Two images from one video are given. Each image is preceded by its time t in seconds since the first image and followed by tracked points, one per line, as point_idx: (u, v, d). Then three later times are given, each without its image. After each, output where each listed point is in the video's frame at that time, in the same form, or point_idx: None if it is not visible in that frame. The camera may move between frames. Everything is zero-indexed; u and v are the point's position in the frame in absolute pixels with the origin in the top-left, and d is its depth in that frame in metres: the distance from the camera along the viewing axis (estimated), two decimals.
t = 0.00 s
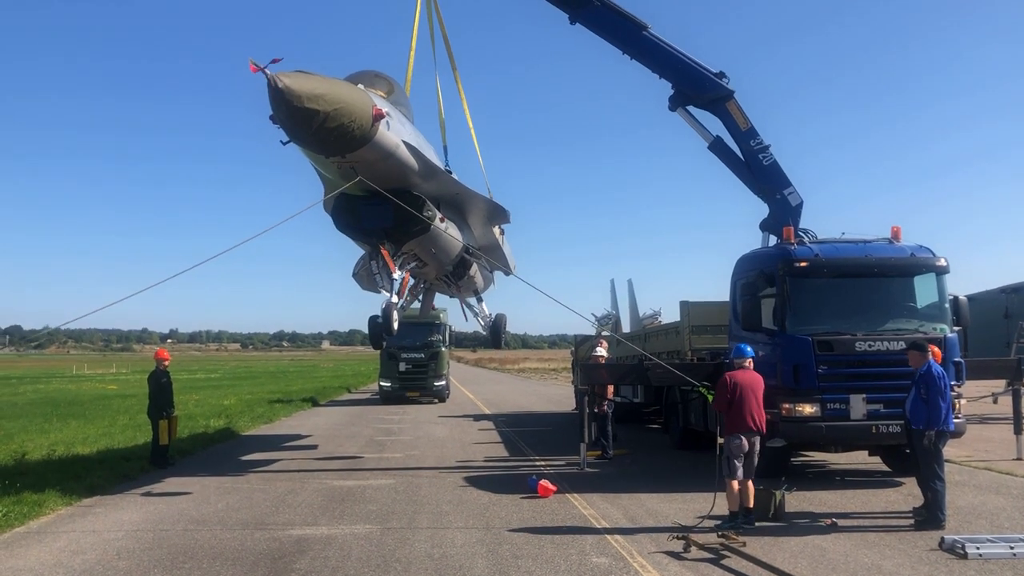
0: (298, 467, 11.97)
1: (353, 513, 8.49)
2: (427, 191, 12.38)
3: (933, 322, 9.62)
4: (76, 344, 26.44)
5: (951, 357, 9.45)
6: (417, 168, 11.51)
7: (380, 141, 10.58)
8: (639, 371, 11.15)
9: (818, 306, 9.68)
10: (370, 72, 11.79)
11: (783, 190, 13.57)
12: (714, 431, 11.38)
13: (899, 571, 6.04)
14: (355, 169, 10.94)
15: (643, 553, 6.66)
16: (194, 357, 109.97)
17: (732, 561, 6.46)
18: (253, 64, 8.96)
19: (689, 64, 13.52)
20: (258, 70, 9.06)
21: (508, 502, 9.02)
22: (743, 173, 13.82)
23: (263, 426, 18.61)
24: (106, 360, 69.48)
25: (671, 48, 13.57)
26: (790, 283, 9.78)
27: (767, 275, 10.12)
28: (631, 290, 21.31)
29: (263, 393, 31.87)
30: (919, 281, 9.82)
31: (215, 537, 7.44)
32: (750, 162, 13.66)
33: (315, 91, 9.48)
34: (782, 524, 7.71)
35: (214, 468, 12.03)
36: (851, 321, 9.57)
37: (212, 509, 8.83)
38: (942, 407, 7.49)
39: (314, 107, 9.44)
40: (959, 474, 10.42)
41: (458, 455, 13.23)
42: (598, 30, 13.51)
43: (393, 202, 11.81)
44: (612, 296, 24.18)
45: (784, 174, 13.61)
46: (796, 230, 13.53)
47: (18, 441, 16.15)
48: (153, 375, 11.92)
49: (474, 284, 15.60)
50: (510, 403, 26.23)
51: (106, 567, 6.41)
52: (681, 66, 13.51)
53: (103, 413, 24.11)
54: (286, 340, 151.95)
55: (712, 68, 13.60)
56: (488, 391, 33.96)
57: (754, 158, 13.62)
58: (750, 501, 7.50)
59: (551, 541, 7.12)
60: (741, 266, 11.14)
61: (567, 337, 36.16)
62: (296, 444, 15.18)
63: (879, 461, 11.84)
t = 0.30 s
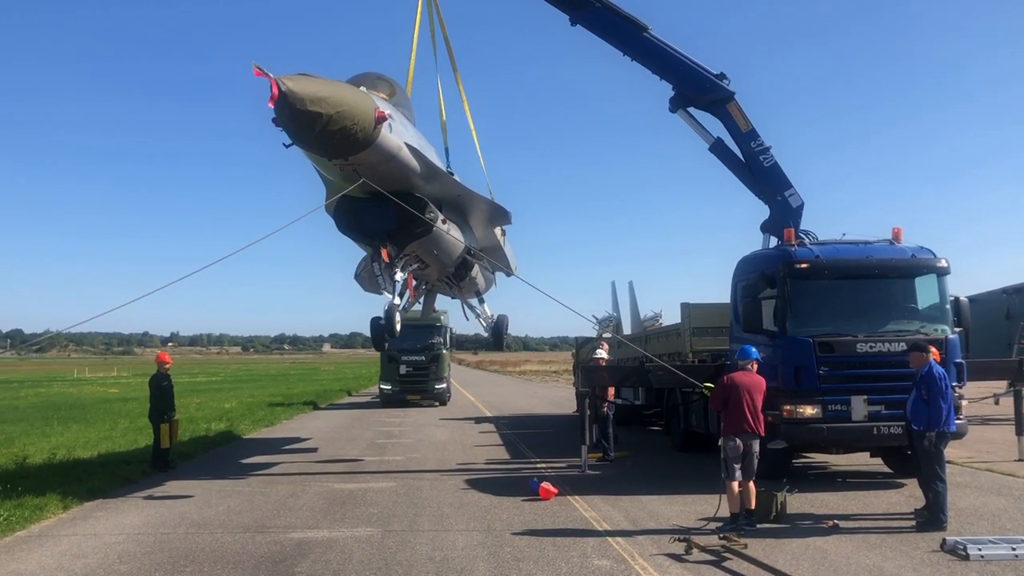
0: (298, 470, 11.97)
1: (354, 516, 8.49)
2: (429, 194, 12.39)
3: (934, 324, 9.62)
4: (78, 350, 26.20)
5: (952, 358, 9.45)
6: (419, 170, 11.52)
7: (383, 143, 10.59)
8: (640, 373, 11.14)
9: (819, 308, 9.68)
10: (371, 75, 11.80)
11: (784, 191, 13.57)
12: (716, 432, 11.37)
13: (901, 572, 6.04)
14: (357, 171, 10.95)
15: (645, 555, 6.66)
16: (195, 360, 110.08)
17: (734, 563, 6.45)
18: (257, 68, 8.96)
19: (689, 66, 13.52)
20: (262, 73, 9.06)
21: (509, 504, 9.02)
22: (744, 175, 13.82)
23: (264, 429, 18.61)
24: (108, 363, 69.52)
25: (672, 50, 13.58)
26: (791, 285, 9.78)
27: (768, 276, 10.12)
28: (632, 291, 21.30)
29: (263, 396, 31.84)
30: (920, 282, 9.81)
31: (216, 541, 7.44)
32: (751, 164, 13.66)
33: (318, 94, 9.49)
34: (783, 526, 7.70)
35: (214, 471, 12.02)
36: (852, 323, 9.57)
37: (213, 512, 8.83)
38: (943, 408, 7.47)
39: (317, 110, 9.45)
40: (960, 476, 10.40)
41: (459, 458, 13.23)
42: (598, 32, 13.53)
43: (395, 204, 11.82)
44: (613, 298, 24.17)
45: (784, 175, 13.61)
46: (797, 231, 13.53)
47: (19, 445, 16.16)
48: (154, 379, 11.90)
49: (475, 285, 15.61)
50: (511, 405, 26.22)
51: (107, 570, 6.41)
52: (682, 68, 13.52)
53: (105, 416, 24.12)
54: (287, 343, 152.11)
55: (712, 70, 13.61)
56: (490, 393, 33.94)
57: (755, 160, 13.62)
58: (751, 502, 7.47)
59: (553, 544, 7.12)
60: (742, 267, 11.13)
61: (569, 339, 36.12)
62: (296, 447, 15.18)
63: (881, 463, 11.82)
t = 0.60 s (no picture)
0: (301, 473, 11.98)
1: (357, 519, 8.49)
2: (433, 195, 12.40)
3: (937, 325, 9.60)
4: (81, 353, 26.41)
5: (955, 359, 9.43)
6: (422, 172, 11.53)
7: (387, 145, 10.60)
8: (643, 375, 11.13)
9: (821, 309, 9.66)
10: (375, 76, 11.81)
11: (786, 193, 13.55)
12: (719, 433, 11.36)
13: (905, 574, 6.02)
14: (361, 173, 10.96)
15: (648, 557, 6.64)
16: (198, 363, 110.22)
17: (738, 565, 6.44)
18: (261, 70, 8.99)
19: (691, 67, 13.52)
20: (266, 75, 9.08)
21: (512, 507, 9.01)
22: (746, 176, 13.82)
23: (267, 432, 18.61)
24: (111, 366, 69.82)
25: (674, 51, 13.58)
26: (793, 286, 9.77)
27: (770, 278, 10.11)
28: (634, 292, 21.29)
29: (265, 399, 31.84)
30: (923, 283, 9.80)
31: (219, 544, 7.44)
32: (753, 165, 13.66)
33: (323, 96, 9.50)
34: (786, 527, 7.70)
35: (217, 474, 12.04)
36: (855, 324, 9.55)
37: (216, 515, 8.84)
38: (945, 409, 7.45)
39: (321, 112, 9.46)
40: (964, 477, 10.37)
41: (462, 460, 13.22)
42: (600, 33, 13.53)
43: (398, 205, 11.83)
44: (615, 300, 24.16)
45: (787, 177, 13.60)
46: (799, 233, 13.52)
47: (23, 448, 16.19)
48: (156, 382, 11.89)
49: (479, 286, 15.61)
50: (513, 407, 26.20)
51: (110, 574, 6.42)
52: (684, 69, 13.51)
53: (108, 420, 24.18)
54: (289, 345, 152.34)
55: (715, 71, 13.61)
56: (493, 395, 33.95)
57: (757, 161, 13.61)
58: (754, 503, 7.48)
59: (556, 546, 7.11)
60: (744, 269, 11.12)
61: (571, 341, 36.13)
62: (298, 449, 15.18)
63: (884, 464, 11.79)
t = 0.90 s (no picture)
0: (303, 476, 11.99)
1: (360, 522, 8.50)
2: (436, 197, 12.41)
3: (939, 326, 9.59)
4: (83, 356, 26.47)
5: (957, 360, 9.42)
6: (425, 173, 11.53)
7: (391, 146, 10.61)
8: (645, 377, 11.12)
9: (823, 310, 9.66)
10: (378, 78, 11.83)
11: (788, 194, 13.55)
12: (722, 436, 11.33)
13: None
14: (365, 174, 10.97)
15: (651, 560, 6.64)
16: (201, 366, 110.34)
17: (741, 568, 6.43)
18: (266, 71, 9.00)
19: (693, 69, 13.52)
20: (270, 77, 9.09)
21: (514, 509, 9.01)
22: (748, 178, 13.81)
23: (270, 435, 18.62)
24: (113, 369, 69.93)
25: (676, 52, 13.58)
26: (795, 288, 9.76)
27: (773, 279, 10.11)
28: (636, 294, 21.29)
29: (267, 402, 31.82)
30: (925, 284, 9.79)
31: (222, 547, 7.44)
32: (755, 167, 13.65)
33: (327, 98, 9.51)
34: (789, 530, 7.70)
35: (220, 477, 12.05)
36: (857, 325, 9.55)
37: (218, 518, 8.84)
38: (948, 411, 7.44)
39: (325, 114, 9.47)
40: (967, 478, 10.36)
41: (465, 462, 13.21)
42: (602, 35, 13.54)
43: (402, 207, 11.84)
44: (616, 302, 24.15)
45: (789, 178, 13.59)
46: (801, 234, 13.51)
47: (26, 452, 16.21)
48: (159, 385, 11.90)
49: (482, 287, 15.61)
50: (516, 409, 26.16)
51: None
52: (686, 71, 13.52)
53: (111, 422, 24.19)
54: (291, 348, 152.53)
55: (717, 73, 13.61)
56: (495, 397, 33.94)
57: (759, 163, 13.61)
58: (757, 506, 7.48)
59: (559, 549, 7.11)
60: (746, 271, 11.12)
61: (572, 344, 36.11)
62: (300, 452, 15.17)
63: (887, 466, 11.78)
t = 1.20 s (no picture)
0: (302, 481, 11.97)
1: (359, 527, 8.49)
2: (436, 199, 12.42)
3: (938, 329, 9.60)
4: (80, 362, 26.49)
5: (956, 363, 9.43)
6: (426, 175, 11.54)
7: (391, 148, 10.62)
8: (644, 381, 11.13)
9: (822, 314, 9.67)
10: (378, 81, 11.85)
11: (786, 198, 13.57)
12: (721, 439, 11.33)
13: None
14: (365, 176, 10.98)
15: (650, 564, 6.64)
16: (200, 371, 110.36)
17: (740, 572, 6.42)
18: (267, 74, 9.00)
19: (692, 72, 13.55)
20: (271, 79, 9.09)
21: (513, 514, 9.01)
22: (747, 181, 13.83)
23: (269, 440, 18.60)
24: (112, 374, 69.95)
25: (675, 56, 13.61)
26: (794, 291, 9.77)
27: (771, 283, 10.11)
28: (635, 298, 21.32)
29: (265, 406, 31.78)
30: (924, 288, 9.80)
31: (221, 552, 7.43)
32: (753, 170, 13.67)
33: (328, 100, 9.52)
34: (788, 533, 7.71)
35: (219, 482, 12.03)
36: (856, 329, 9.55)
37: (218, 523, 8.84)
38: (947, 414, 7.44)
39: (326, 116, 9.47)
40: (966, 482, 10.37)
41: (464, 467, 13.20)
42: (601, 38, 13.57)
43: (402, 209, 11.85)
44: (615, 306, 24.15)
45: (788, 182, 13.61)
46: (800, 238, 13.53)
47: (25, 457, 16.19)
48: (157, 390, 11.88)
49: (482, 290, 15.61)
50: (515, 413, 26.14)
51: None
52: (685, 75, 13.54)
53: (109, 428, 24.15)
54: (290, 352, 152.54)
55: (715, 77, 13.64)
56: (495, 401, 33.93)
57: (758, 166, 13.63)
58: (759, 508, 7.53)
59: (558, 554, 7.10)
60: (744, 275, 11.13)
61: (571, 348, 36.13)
62: (299, 457, 15.16)
63: (886, 469, 11.79)
